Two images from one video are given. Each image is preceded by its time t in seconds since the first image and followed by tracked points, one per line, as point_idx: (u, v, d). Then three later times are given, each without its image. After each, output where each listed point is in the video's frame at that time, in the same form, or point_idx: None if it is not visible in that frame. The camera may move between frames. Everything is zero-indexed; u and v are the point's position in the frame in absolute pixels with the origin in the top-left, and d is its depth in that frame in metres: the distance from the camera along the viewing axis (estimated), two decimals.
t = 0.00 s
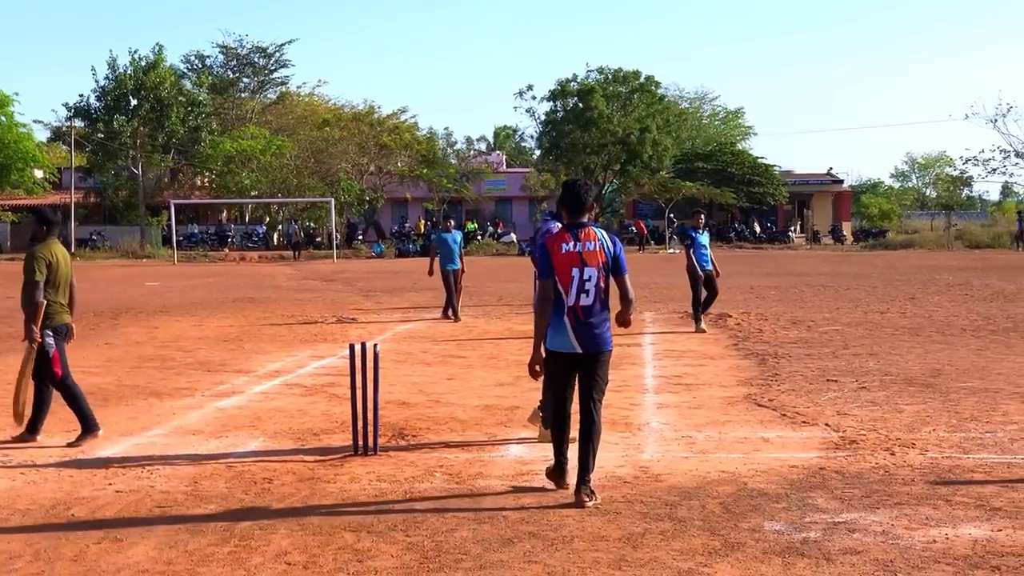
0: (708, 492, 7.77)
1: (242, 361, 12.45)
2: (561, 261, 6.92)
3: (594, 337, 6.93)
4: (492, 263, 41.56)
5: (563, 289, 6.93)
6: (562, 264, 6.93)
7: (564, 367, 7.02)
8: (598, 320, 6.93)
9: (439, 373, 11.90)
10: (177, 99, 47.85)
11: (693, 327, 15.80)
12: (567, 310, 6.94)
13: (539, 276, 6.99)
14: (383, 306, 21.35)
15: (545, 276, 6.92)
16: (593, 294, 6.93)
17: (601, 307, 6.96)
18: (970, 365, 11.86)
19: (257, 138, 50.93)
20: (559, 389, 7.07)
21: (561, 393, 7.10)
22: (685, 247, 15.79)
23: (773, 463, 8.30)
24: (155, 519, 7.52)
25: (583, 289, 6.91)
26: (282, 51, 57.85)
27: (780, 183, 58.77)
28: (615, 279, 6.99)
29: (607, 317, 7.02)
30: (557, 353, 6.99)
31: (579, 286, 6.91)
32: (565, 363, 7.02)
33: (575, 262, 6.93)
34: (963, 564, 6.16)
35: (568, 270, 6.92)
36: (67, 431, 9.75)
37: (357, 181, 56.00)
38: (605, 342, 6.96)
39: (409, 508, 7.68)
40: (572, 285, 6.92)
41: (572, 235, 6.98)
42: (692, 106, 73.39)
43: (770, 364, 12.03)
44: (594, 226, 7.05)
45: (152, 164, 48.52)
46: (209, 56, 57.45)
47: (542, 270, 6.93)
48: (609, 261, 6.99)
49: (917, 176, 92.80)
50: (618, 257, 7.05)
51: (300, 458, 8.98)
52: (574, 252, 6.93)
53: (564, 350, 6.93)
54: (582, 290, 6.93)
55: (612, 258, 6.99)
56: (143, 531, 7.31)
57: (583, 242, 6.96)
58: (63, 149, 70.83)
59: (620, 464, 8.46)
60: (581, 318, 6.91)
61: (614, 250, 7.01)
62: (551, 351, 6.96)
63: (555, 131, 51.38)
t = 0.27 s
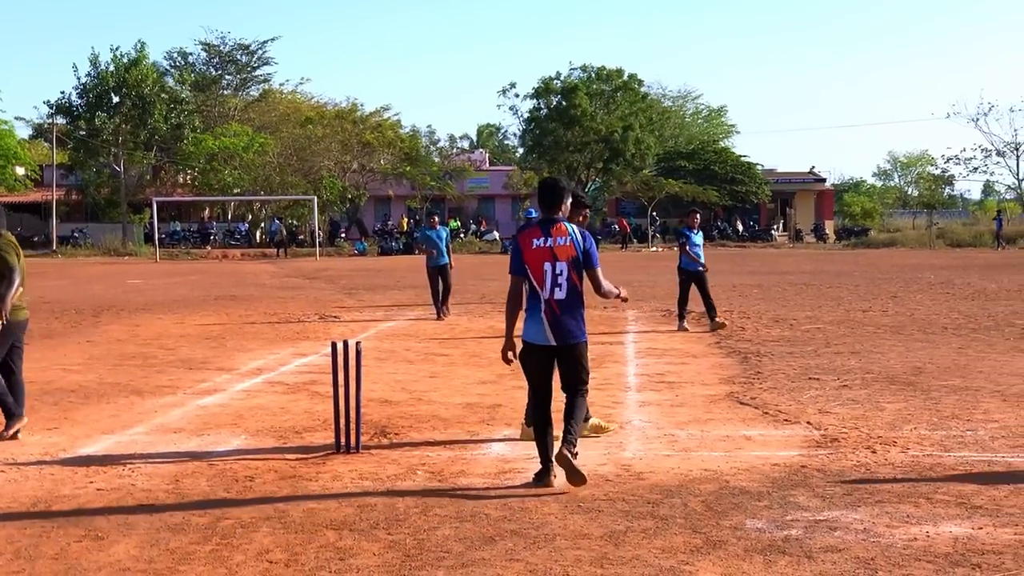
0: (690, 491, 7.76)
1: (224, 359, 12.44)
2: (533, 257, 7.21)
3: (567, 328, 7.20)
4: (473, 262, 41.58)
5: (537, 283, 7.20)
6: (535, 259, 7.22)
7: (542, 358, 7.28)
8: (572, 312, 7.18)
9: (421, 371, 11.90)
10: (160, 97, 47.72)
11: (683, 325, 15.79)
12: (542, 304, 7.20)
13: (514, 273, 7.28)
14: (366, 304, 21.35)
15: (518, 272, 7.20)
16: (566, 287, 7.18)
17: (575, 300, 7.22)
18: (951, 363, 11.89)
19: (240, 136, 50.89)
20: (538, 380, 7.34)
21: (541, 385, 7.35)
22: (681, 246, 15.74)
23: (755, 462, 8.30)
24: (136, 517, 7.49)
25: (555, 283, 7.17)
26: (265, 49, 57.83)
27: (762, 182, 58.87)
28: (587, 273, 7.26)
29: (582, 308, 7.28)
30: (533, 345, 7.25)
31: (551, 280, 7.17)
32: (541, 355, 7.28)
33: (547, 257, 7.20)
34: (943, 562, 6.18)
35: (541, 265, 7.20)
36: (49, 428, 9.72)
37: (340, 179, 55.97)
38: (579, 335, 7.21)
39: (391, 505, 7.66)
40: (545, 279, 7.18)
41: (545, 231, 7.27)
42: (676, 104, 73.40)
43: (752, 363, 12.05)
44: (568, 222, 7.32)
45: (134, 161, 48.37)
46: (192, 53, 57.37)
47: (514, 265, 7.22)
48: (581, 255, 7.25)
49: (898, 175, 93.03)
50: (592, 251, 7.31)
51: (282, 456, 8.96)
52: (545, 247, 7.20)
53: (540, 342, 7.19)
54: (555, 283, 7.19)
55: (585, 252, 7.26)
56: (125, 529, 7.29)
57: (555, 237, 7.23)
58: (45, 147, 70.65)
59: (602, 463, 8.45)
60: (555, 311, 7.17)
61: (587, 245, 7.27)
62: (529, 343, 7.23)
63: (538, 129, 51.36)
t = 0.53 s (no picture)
0: (669, 489, 7.77)
1: (204, 358, 12.40)
2: (511, 254, 7.38)
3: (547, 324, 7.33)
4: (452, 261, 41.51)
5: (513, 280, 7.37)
6: (513, 257, 7.40)
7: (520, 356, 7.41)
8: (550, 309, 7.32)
9: (401, 370, 11.89)
10: (140, 96, 47.39)
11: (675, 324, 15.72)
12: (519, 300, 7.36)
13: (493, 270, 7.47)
14: (345, 302, 21.32)
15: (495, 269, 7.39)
16: (545, 284, 7.33)
17: (551, 297, 7.36)
18: (929, 361, 11.93)
19: (220, 135, 50.71)
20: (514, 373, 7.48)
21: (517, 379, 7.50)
22: (672, 245, 15.64)
23: (735, 460, 8.30)
24: (115, 517, 7.46)
25: (532, 280, 7.33)
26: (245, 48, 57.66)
27: (743, 181, 58.97)
28: (564, 273, 7.40)
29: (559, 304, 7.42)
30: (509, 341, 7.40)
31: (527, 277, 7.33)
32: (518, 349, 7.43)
33: (526, 255, 7.37)
34: (921, 559, 6.19)
35: (519, 263, 7.38)
36: (27, 428, 9.68)
37: (320, 177, 55.85)
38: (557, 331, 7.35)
39: (371, 504, 7.65)
40: (522, 277, 7.35)
41: (524, 229, 7.44)
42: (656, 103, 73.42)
43: (731, 361, 12.06)
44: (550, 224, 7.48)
45: (113, 160, 48.03)
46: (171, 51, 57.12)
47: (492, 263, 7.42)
48: (559, 253, 7.39)
49: (879, 174, 93.20)
50: (569, 251, 7.45)
51: (262, 456, 8.93)
52: (522, 245, 7.38)
53: (518, 337, 7.33)
54: (533, 280, 7.35)
55: (562, 252, 7.39)
56: (102, 529, 7.25)
57: (533, 236, 7.40)
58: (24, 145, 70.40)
59: (582, 461, 8.45)
60: (531, 306, 7.33)
61: (563, 242, 7.41)
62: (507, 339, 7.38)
63: (519, 127, 51.34)
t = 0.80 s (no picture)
0: (649, 487, 7.76)
1: (183, 357, 12.38)
2: (501, 254, 7.55)
3: (533, 323, 7.49)
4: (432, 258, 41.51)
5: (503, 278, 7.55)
6: (504, 256, 7.56)
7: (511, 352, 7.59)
8: (536, 310, 7.48)
9: (381, 368, 11.88)
10: (118, 94, 47.18)
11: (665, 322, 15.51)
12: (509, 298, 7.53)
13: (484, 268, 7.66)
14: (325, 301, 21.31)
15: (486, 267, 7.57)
16: (531, 284, 7.49)
17: (540, 296, 7.51)
18: (909, 358, 11.96)
19: (199, 133, 50.60)
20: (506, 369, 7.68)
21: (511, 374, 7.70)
22: (659, 244, 15.36)
23: (715, 458, 8.31)
24: (94, 516, 7.44)
25: (520, 279, 7.48)
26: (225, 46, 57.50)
27: (723, 178, 59.06)
28: (554, 270, 7.52)
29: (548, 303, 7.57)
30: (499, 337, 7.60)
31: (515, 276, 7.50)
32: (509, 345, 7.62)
33: (515, 254, 7.52)
34: (900, 555, 6.20)
35: (509, 262, 7.53)
36: (5, 427, 9.65)
37: (300, 175, 55.76)
38: (543, 331, 7.51)
39: (351, 502, 7.63)
40: (511, 275, 7.51)
41: (515, 229, 7.59)
42: (636, 101, 73.44)
43: (711, 358, 12.08)
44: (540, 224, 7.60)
45: (91, 158, 47.87)
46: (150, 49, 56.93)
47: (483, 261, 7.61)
48: (548, 253, 7.51)
49: (858, 171, 93.40)
50: (558, 250, 7.54)
51: (242, 454, 8.91)
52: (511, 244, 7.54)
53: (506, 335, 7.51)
54: (522, 278, 7.51)
55: (550, 251, 7.50)
56: (81, 528, 7.23)
57: (523, 235, 7.55)
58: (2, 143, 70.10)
59: (562, 459, 8.45)
60: (519, 304, 7.49)
61: (553, 242, 7.52)
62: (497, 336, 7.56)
63: (499, 125, 51.31)
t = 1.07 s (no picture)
0: (628, 485, 7.77)
1: (161, 358, 12.34)
2: (487, 248, 7.87)
3: (516, 317, 7.80)
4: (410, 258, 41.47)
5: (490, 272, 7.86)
6: (491, 250, 7.87)
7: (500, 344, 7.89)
8: (523, 302, 7.78)
9: (359, 367, 11.89)
10: (94, 94, 46.94)
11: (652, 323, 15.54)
12: (496, 290, 7.85)
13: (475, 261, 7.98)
14: (304, 301, 21.28)
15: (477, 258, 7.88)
16: (518, 276, 7.78)
17: (527, 289, 7.81)
18: (886, 355, 12.00)
19: (176, 134, 50.44)
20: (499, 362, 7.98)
21: (505, 367, 8.01)
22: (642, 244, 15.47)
23: (694, 455, 8.33)
24: (71, 518, 7.40)
25: (506, 273, 7.80)
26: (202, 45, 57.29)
27: (700, 177, 59.16)
28: (537, 263, 7.80)
29: (534, 295, 7.87)
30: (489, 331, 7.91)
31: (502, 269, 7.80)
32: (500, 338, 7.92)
33: (502, 249, 7.83)
34: (879, 552, 6.22)
35: (495, 256, 7.84)
36: None
37: (277, 175, 55.62)
38: (531, 322, 7.80)
39: (330, 502, 7.62)
40: (498, 269, 7.83)
41: (502, 224, 7.90)
42: (613, 100, 73.46)
43: (690, 356, 12.11)
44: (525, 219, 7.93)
45: (67, 158, 47.66)
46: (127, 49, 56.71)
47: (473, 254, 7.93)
48: (532, 246, 7.84)
49: (835, 169, 93.61)
50: (541, 245, 7.84)
51: (221, 455, 8.89)
52: (498, 238, 7.86)
53: (493, 327, 7.83)
54: (508, 271, 7.82)
55: (532, 246, 7.83)
56: (59, 530, 7.20)
57: (508, 230, 7.86)
58: None
59: (542, 458, 8.45)
60: (504, 297, 7.81)
61: (536, 236, 7.84)
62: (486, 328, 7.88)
63: (477, 124, 51.27)
